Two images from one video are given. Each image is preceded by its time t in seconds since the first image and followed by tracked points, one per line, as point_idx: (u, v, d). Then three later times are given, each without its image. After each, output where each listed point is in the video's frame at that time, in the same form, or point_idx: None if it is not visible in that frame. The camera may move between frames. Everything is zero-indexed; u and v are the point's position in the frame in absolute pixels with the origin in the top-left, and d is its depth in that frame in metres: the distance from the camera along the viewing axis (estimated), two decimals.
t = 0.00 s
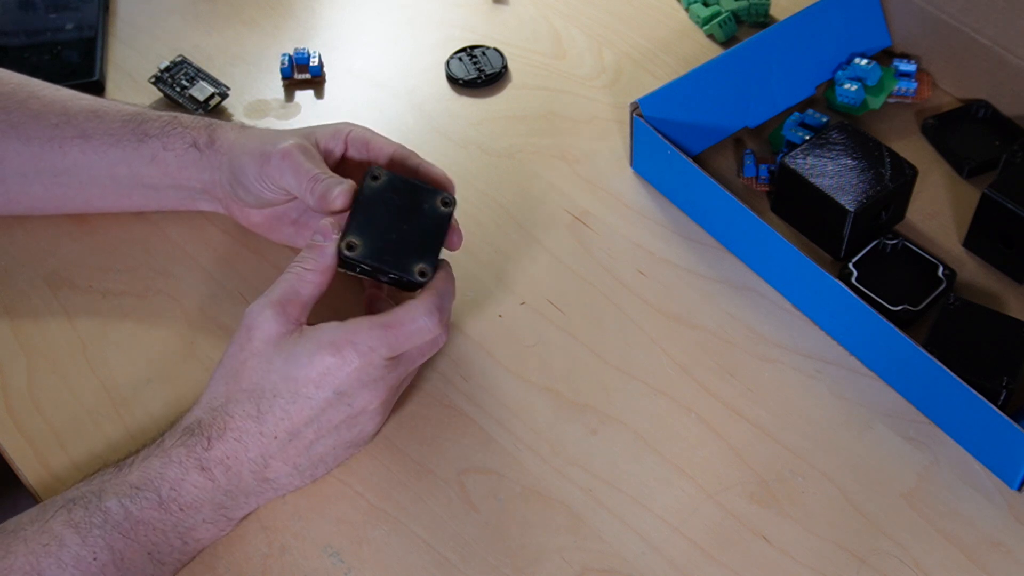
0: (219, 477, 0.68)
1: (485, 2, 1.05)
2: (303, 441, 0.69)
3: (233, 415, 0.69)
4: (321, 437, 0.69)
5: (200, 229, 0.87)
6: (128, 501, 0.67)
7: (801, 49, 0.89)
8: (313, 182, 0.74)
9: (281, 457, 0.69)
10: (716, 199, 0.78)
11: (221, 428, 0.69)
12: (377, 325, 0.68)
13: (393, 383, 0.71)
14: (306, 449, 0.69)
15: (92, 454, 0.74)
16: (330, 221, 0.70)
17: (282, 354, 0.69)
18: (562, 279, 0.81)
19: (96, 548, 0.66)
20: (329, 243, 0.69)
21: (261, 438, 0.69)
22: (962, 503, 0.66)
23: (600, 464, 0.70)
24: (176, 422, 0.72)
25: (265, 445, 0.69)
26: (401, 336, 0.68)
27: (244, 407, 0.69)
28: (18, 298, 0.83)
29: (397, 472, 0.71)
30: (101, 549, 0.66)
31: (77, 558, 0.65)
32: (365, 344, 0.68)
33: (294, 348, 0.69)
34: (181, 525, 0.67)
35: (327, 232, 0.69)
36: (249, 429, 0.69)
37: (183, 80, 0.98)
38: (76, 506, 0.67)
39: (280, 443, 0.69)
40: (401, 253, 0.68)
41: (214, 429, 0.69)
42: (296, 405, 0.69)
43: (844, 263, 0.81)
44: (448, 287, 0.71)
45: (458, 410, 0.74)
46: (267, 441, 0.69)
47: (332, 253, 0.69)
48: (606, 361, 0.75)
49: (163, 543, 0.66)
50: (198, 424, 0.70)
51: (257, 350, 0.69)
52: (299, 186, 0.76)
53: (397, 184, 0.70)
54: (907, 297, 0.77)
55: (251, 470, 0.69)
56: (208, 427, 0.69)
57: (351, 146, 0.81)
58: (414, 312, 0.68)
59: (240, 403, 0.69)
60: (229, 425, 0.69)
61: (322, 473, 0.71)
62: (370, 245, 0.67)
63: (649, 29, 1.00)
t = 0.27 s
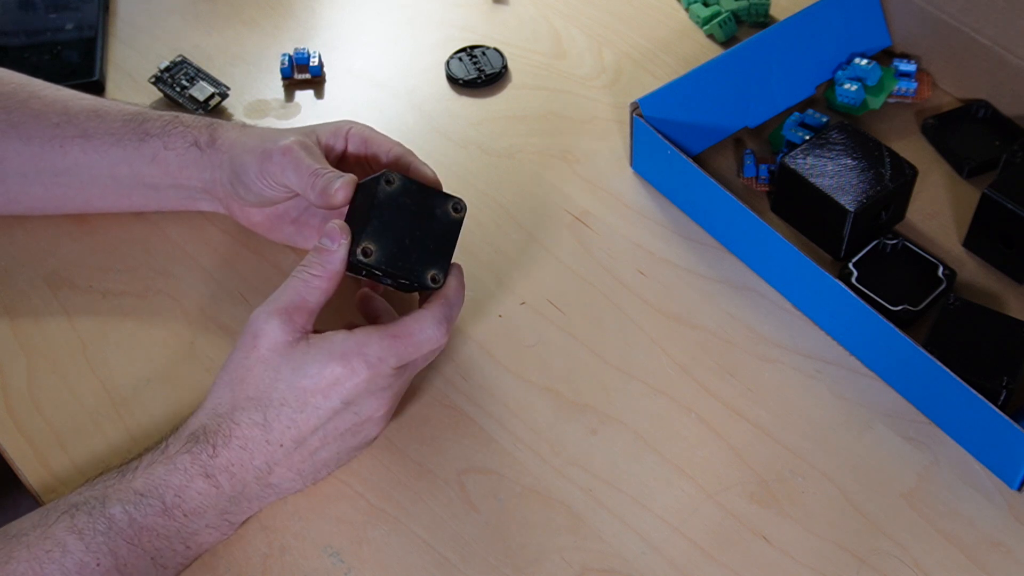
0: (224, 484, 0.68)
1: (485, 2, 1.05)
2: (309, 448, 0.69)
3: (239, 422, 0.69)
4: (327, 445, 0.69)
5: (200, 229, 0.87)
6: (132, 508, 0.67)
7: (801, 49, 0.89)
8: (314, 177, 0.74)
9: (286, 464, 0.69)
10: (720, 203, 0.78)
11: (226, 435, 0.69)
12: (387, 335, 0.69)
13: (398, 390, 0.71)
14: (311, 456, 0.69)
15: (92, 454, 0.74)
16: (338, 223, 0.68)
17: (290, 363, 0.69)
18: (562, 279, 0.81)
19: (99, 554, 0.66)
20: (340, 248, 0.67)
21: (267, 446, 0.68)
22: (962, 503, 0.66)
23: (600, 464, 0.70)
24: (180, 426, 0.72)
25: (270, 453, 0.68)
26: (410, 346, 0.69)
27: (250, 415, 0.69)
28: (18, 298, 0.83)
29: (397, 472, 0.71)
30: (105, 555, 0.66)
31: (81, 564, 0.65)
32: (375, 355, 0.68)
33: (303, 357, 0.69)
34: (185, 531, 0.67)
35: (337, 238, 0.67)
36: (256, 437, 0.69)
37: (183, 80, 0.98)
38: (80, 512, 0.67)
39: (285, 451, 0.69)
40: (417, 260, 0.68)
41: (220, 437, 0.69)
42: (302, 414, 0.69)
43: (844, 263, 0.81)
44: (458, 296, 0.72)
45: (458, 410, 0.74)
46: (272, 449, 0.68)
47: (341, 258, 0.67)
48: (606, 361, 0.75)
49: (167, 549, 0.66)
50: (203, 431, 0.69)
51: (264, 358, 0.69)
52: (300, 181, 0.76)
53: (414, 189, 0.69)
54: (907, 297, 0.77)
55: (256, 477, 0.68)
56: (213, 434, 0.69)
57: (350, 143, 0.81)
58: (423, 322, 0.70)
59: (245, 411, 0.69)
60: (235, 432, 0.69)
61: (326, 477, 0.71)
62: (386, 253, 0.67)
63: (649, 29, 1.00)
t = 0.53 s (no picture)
0: (222, 483, 0.68)
1: (485, 2, 1.05)
2: (306, 447, 0.69)
3: (236, 419, 0.69)
4: (324, 444, 0.69)
5: (200, 229, 0.87)
6: (131, 506, 0.67)
7: (801, 49, 0.89)
8: (320, 184, 0.75)
9: (284, 462, 0.69)
10: (719, 202, 0.78)
11: (224, 433, 0.69)
12: (380, 333, 0.67)
13: (395, 390, 0.70)
14: (309, 455, 0.69)
15: (92, 454, 0.74)
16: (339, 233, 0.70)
17: (287, 361, 0.68)
18: (562, 279, 0.81)
19: (98, 552, 0.66)
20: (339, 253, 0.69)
21: (264, 444, 0.69)
22: (962, 503, 0.66)
23: (600, 464, 0.70)
24: (179, 425, 0.72)
25: (268, 451, 0.69)
26: (404, 344, 0.67)
27: (248, 413, 0.69)
28: (18, 298, 0.83)
29: (397, 472, 0.71)
30: (103, 553, 0.66)
31: (80, 563, 0.65)
32: (368, 354, 0.67)
33: (298, 356, 0.68)
34: (184, 530, 0.67)
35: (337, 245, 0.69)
36: (253, 436, 0.69)
37: (183, 80, 0.98)
38: (79, 510, 0.67)
39: (282, 449, 0.69)
40: (411, 258, 0.68)
41: (218, 435, 0.69)
42: (299, 413, 0.68)
43: (844, 263, 0.81)
44: (458, 292, 0.69)
45: (458, 410, 0.74)
46: (270, 447, 0.69)
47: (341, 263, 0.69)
48: (607, 361, 0.75)
49: (166, 548, 0.66)
50: (201, 429, 0.70)
51: (262, 355, 0.69)
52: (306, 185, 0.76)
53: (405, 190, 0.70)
54: (907, 297, 0.77)
55: (253, 475, 0.69)
56: (211, 432, 0.69)
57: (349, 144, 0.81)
58: (418, 320, 0.67)
59: (243, 409, 0.69)
60: (233, 430, 0.69)
61: (324, 476, 0.71)
62: (379, 254, 0.68)
63: (649, 29, 1.00)
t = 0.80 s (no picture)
0: (224, 482, 0.68)
1: (485, 2, 1.05)
2: (308, 447, 0.69)
3: (239, 419, 0.69)
4: (326, 445, 0.69)
5: (200, 229, 0.87)
6: (132, 506, 0.68)
7: (801, 49, 0.89)
8: (331, 198, 0.74)
9: (286, 462, 0.69)
10: (719, 202, 0.78)
11: (226, 432, 0.69)
12: (377, 330, 0.66)
13: (397, 392, 0.69)
14: (311, 456, 0.69)
15: (92, 454, 0.74)
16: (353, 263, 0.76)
17: (290, 359, 0.69)
18: (562, 279, 0.81)
19: (100, 552, 0.66)
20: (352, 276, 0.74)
21: (266, 444, 0.69)
22: (962, 503, 0.66)
23: (600, 464, 0.70)
24: (182, 425, 0.72)
25: (270, 451, 0.69)
26: (402, 340, 0.66)
27: (250, 411, 0.69)
28: (18, 298, 0.83)
29: (397, 472, 0.71)
30: (105, 553, 0.66)
31: (81, 563, 0.65)
32: (366, 351, 0.66)
33: (301, 355, 0.69)
34: (185, 530, 0.67)
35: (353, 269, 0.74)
36: (255, 435, 0.69)
37: (183, 80, 0.98)
38: (81, 510, 0.67)
39: (284, 449, 0.69)
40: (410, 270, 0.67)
41: (220, 434, 0.69)
42: (300, 412, 0.68)
43: (844, 263, 0.81)
44: (455, 283, 0.66)
45: (458, 410, 0.74)
46: (271, 447, 0.69)
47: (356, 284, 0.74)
48: (606, 361, 0.75)
49: (168, 548, 0.67)
50: (204, 428, 0.70)
51: (268, 352, 0.70)
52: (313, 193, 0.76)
53: (379, 210, 0.66)
54: (907, 297, 0.77)
55: (255, 476, 0.69)
56: (214, 431, 0.70)
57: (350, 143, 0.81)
58: (412, 314, 0.65)
59: (246, 408, 0.69)
60: (235, 429, 0.69)
61: (326, 476, 0.71)
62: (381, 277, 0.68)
63: (649, 29, 1.00)
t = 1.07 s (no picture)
0: (225, 482, 0.68)
1: (485, 2, 1.05)
2: (310, 449, 0.69)
3: (241, 419, 0.69)
4: (328, 446, 0.69)
5: (200, 229, 0.87)
6: (134, 506, 0.68)
7: (801, 49, 0.89)
8: (328, 199, 0.74)
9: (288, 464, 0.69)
10: (719, 202, 0.78)
11: (229, 432, 0.69)
12: (380, 331, 0.66)
13: (400, 392, 0.70)
14: (313, 457, 0.69)
15: (92, 454, 0.74)
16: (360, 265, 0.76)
17: (294, 360, 0.69)
18: (562, 279, 0.81)
19: (102, 552, 0.66)
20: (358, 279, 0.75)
21: (268, 445, 0.69)
22: (962, 503, 0.66)
23: (600, 464, 0.70)
24: (184, 425, 0.72)
25: (272, 452, 0.69)
26: (405, 341, 0.66)
27: (253, 411, 0.69)
28: (18, 298, 0.83)
29: (397, 472, 0.71)
30: (107, 553, 0.66)
31: (83, 563, 0.66)
32: (370, 353, 0.67)
33: (305, 357, 0.69)
34: (187, 530, 0.67)
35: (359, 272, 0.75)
36: (257, 435, 0.69)
37: (183, 80, 0.98)
38: (82, 510, 0.67)
39: (286, 450, 0.69)
40: (415, 271, 0.68)
41: (223, 434, 0.69)
42: (303, 413, 0.68)
43: (844, 263, 0.81)
44: (458, 284, 0.67)
45: (458, 410, 0.74)
46: (274, 447, 0.69)
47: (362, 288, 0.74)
48: (606, 361, 0.75)
49: (170, 549, 0.67)
50: (206, 429, 0.70)
51: (272, 353, 0.70)
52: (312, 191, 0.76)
53: (376, 217, 0.67)
54: (907, 297, 0.77)
55: (258, 476, 0.69)
56: (216, 431, 0.70)
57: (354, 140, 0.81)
58: (416, 314, 0.66)
59: (249, 408, 0.69)
60: (238, 430, 0.69)
61: (327, 478, 0.71)
62: (384, 281, 0.69)
63: (649, 29, 1.00)
